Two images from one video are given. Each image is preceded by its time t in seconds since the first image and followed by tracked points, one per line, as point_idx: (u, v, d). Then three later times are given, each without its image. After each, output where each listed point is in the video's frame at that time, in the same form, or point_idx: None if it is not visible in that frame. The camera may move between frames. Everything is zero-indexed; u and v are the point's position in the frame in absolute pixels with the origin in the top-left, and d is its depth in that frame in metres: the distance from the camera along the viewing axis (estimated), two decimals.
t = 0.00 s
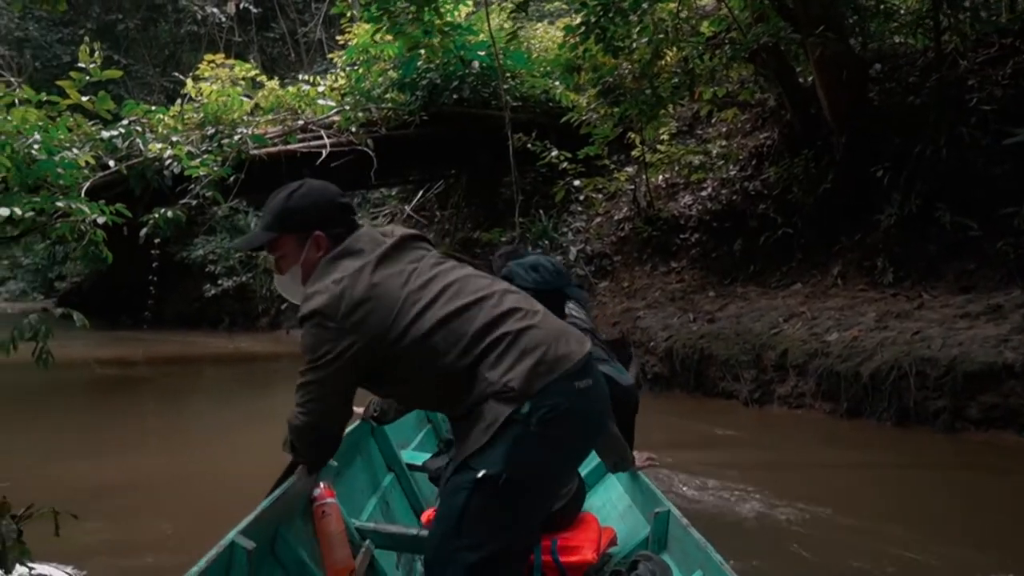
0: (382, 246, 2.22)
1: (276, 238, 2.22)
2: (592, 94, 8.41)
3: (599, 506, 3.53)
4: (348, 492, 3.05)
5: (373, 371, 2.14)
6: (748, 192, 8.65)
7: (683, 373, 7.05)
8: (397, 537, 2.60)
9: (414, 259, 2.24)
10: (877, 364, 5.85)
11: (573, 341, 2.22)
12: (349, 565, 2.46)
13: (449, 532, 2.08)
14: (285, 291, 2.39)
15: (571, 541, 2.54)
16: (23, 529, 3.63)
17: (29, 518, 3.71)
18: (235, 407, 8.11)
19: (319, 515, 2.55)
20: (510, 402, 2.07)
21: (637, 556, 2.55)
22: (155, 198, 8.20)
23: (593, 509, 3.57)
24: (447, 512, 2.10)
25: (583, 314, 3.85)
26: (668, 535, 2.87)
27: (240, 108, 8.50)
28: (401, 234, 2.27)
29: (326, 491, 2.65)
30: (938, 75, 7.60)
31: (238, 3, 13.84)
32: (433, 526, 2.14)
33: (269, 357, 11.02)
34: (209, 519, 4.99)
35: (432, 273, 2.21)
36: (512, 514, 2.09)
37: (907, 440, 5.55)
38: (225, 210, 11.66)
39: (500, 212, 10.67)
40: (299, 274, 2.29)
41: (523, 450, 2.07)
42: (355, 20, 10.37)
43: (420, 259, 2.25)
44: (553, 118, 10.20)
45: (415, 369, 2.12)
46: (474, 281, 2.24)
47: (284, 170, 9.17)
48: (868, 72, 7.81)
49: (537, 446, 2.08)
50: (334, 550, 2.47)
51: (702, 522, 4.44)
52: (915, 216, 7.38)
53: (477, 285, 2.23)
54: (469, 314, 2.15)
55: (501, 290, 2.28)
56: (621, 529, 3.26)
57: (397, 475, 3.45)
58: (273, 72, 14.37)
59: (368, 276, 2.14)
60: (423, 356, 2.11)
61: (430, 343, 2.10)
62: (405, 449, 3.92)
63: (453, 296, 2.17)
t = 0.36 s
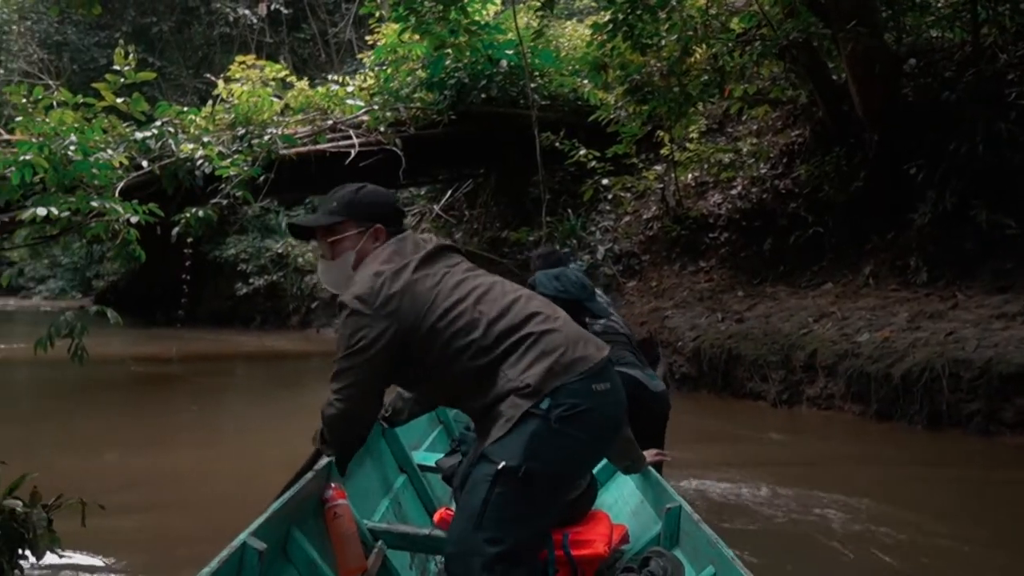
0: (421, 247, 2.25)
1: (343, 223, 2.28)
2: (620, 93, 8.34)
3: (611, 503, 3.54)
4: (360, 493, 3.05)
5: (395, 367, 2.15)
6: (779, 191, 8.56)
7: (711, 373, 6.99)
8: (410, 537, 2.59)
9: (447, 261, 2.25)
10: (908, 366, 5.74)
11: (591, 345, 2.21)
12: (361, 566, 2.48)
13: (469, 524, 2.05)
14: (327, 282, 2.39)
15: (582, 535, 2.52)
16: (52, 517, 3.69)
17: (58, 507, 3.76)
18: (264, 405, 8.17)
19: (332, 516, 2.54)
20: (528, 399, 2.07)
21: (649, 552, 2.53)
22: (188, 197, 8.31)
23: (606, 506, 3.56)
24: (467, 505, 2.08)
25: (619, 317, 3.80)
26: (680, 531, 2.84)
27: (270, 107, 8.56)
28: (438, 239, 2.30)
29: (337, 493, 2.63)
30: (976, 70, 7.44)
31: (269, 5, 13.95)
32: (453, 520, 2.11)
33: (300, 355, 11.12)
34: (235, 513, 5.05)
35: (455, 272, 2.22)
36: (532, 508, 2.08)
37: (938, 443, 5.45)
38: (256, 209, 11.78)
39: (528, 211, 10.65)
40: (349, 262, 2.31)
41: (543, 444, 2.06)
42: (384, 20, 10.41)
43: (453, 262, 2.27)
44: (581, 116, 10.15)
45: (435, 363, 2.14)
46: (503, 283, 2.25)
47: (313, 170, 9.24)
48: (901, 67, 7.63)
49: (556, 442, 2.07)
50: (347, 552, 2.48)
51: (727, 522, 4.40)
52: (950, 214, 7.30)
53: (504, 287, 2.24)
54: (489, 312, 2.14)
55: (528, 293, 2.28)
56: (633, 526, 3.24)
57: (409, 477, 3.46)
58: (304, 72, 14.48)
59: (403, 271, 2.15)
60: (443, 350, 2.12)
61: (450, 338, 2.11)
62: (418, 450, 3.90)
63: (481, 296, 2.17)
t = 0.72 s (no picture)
0: (454, 255, 2.25)
1: (377, 238, 2.29)
2: (646, 92, 8.27)
3: (623, 499, 3.51)
4: (370, 505, 3.01)
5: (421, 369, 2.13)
6: (808, 189, 8.46)
7: (737, 373, 6.91)
8: (421, 547, 2.65)
9: (477, 268, 2.25)
10: (939, 368, 5.63)
11: (615, 351, 2.17)
12: None
13: (492, 528, 2.03)
14: (365, 291, 2.41)
15: (593, 529, 2.50)
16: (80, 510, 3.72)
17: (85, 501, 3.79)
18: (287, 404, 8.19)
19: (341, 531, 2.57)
20: (551, 403, 2.05)
21: (662, 545, 2.48)
22: (215, 197, 8.38)
23: (616, 502, 3.55)
24: (490, 509, 2.06)
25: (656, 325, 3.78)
26: (691, 522, 2.82)
27: (295, 107, 8.59)
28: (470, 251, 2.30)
29: (346, 506, 2.64)
30: (1010, 66, 7.34)
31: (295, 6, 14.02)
32: (476, 524, 2.09)
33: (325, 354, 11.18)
34: (260, 509, 5.06)
35: (478, 278, 2.21)
36: (556, 513, 2.05)
37: (970, 446, 5.34)
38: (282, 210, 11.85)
39: (553, 210, 10.62)
40: (382, 275, 2.32)
41: (565, 448, 2.03)
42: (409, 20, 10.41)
43: (481, 269, 2.26)
44: (606, 115, 10.09)
45: (457, 368, 2.13)
46: (530, 291, 2.23)
47: (339, 170, 9.28)
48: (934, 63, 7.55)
49: (579, 447, 2.05)
50: (358, 566, 2.52)
51: (753, 522, 4.34)
52: (984, 213, 7.25)
53: (532, 295, 2.22)
54: (511, 317, 2.13)
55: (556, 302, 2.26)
56: (644, 520, 3.22)
57: (417, 485, 3.46)
58: (329, 72, 14.54)
59: (436, 275, 2.16)
60: (464, 355, 2.11)
61: (471, 343, 2.10)
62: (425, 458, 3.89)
63: (508, 301, 2.16)
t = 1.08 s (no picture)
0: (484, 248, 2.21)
1: (407, 228, 2.25)
2: (670, 90, 8.17)
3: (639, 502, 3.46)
4: (386, 507, 2.98)
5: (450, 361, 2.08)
6: (833, 188, 8.36)
7: (760, 374, 6.83)
8: (441, 548, 2.58)
9: (507, 261, 2.21)
10: (970, 369, 5.52)
11: (640, 350, 2.12)
12: None
13: (516, 526, 1.98)
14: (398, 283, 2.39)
15: (618, 527, 2.45)
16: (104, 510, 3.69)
17: (109, 500, 3.76)
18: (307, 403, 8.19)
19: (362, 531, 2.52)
20: (574, 400, 2.01)
21: (685, 547, 2.42)
22: (236, 196, 8.39)
23: (634, 503, 3.50)
24: (514, 506, 2.01)
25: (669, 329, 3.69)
26: (714, 524, 2.76)
27: (316, 107, 8.58)
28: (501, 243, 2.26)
29: (365, 508, 2.61)
30: None
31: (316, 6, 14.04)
32: (501, 522, 2.04)
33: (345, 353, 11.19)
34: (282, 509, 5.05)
35: (506, 271, 2.17)
36: (579, 512, 1.99)
37: (1002, 449, 5.22)
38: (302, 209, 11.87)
39: (573, 209, 10.56)
40: (414, 267, 2.28)
41: (589, 446, 1.98)
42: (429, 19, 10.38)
43: (511, 263, 2.22)
44: (627, 114, 10.01)
45: (483, 361, 2.09)
46: (558, 286, 2.19)
47: (359, 171, 9.28)
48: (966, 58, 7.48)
49: (602, 446, 2.00)
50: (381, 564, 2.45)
51: (779, 525, 4.28)
52: (1015, 210, 7.19)
53: (559, 290, 2.18)
54: (538, 311, 2.08)
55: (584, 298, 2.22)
56: (663, 522, 3.16)
57: (433, 487, 3.41)
58: (349, 72, 14.56)
59: (465, 266, 2.12)
60: (491, 348, 2.07)
61: (498, 335, 2.06)
62: (440, 459, 3.84)
63: (535, 293, 2.12)
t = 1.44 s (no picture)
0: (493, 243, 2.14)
1: (414, 221, 2.18)
2: (690, 87, 8.06)
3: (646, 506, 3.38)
4: (391, 504, 2.91)
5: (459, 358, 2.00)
6: (857, 185, 8.23)
7: (783, 375, 6.71)
8: (445, 546, 2.51)
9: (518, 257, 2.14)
10: (1000, 371, 5.38)
11: (651, 353, 2.05)
12: None
13: (523, 529, 1.91)
14: (402, 278, 2.30)
15: (623, 532, 2.39)
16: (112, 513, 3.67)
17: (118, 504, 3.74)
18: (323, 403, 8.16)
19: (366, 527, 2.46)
20: (584, 404, 1.95)
21: (691, 554, 2.35)
22: (253, 195, 8.37)
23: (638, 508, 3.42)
24: (523, 507, 1.93)
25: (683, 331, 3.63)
26: (721, 532, 2.67)
27: (333, 105, 8.53)
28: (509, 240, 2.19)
29: (371, 502, 2.54)
30: None
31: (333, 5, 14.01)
32: (508, 525, 1.96)
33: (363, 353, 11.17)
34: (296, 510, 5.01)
35: (517, 268, 2.10)
36: (589, 515, 1.92)
37: None
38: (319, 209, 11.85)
39: (592, 208, 10.46)
40: (420, 261, 2.21)
41: (599, 449, 1.92)
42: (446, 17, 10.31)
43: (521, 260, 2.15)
44: (647, 111, 9.88)
45: (491, 362, 2.02)
46: (569, 285, 2.12)
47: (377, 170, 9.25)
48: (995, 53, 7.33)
49: (612, 449, 1.93)
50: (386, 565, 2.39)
51: (801, 530, 4.18)
52: None
53: (569, 290, 2.11)
54: (550, 310, 2.01)
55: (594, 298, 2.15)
56: (669, 527, 3.08)
57: (436, 484, 3.35)
58: (367, 71, 14.53)
59: (476, 259, 2.05)
60: (499, 348, 1.99)
61: (510, 332, 1.98)
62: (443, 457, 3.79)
63: (546, 292, 2.05)
